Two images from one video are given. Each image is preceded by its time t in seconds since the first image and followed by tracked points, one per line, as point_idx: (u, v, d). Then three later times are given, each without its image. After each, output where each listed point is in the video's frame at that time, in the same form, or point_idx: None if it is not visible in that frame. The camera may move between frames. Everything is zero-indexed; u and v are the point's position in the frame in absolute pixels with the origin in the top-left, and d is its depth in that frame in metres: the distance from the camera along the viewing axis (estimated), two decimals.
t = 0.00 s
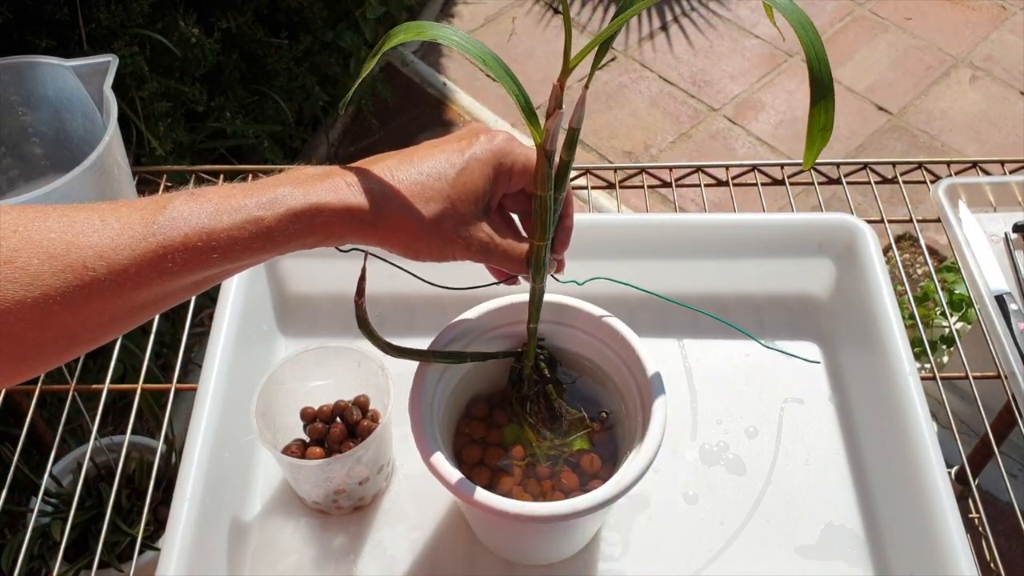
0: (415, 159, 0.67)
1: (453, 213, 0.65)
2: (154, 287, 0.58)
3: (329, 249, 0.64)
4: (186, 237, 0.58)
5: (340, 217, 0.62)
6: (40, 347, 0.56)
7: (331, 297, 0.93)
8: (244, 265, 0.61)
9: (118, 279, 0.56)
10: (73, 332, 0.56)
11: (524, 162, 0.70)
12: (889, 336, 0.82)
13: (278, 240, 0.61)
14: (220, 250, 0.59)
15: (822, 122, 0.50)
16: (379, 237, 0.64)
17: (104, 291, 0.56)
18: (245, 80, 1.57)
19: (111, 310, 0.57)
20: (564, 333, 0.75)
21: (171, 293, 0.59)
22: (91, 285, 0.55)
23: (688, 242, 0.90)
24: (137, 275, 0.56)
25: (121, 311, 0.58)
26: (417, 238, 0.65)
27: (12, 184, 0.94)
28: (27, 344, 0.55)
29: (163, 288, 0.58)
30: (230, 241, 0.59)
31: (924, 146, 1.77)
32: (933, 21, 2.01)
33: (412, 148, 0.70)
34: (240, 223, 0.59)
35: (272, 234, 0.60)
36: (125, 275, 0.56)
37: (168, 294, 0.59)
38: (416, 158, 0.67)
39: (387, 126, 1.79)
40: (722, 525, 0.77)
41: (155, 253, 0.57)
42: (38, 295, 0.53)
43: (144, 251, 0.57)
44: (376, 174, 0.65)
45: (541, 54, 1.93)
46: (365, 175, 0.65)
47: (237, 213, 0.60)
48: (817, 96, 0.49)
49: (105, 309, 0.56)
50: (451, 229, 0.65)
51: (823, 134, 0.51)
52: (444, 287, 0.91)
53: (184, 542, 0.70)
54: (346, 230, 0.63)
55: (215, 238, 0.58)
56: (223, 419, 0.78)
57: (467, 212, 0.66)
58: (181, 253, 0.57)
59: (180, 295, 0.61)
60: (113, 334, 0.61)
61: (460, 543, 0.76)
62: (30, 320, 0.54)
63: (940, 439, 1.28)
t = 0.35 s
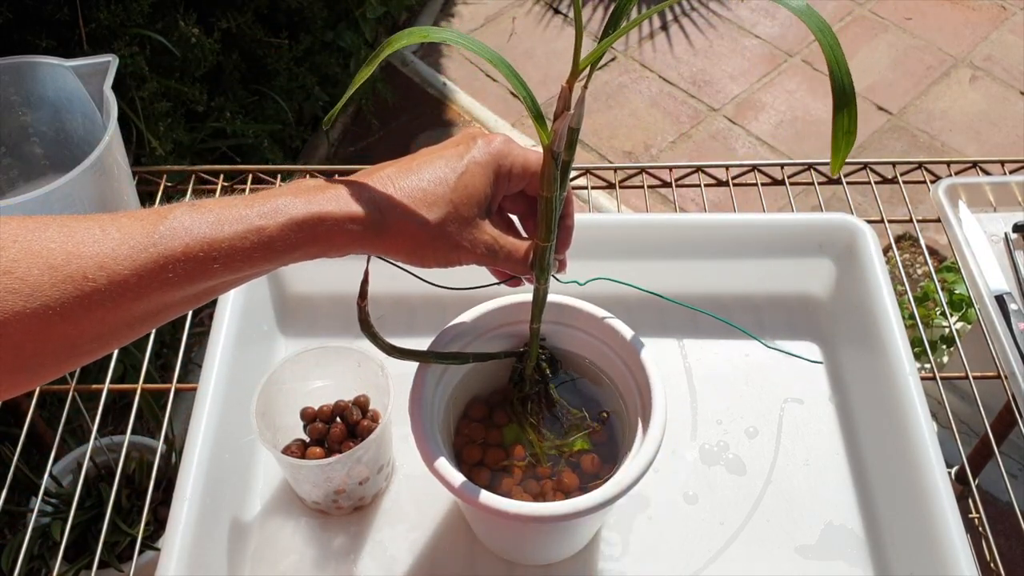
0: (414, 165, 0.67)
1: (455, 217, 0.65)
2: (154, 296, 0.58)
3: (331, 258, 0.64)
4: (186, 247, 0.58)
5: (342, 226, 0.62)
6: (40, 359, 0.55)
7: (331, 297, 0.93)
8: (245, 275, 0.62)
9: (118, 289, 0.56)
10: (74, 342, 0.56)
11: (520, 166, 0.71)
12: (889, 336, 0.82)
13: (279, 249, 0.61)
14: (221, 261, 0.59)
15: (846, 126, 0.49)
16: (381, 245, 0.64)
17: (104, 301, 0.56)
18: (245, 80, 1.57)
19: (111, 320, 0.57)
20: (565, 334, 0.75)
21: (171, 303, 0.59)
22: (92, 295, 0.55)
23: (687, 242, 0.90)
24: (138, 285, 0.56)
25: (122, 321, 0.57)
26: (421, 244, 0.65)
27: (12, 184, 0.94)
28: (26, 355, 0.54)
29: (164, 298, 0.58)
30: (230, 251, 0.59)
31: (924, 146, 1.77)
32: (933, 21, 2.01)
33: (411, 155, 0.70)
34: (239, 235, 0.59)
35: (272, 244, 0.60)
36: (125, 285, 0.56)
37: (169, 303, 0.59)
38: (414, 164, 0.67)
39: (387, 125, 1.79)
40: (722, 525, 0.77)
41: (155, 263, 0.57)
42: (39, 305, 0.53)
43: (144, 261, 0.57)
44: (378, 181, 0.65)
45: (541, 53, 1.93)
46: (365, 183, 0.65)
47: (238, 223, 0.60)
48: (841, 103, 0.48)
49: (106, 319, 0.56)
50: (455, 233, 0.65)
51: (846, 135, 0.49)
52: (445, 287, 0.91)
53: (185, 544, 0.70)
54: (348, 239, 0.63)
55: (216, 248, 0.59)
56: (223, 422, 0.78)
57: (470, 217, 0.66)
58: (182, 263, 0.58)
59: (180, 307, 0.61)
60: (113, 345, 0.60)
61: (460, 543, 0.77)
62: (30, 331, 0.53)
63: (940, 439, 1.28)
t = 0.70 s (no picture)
0: (412, 167, 0.67)
1: (455, 217, 0.65)
2: (153, 299, 0.58)
3: (331, 261, 0.64)
4: (187, 249, 0.58)
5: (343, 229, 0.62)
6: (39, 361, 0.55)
7: (332, 297, 0.93)
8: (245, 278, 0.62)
9: (117, 292, 0.56)
10: (72, 345, 0.56)
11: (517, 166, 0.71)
12: (889, 336, 0.82)
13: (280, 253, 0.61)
14: (221, 263, 0.59)
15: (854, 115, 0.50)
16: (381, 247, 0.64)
17: (104, 304, 0.56)
18: (245, 80, 1.57)
19: (110, 323, 0.57)
20: (565, 334, 0.75)
21: (170, 306, 0.59)
22: (91, 298, 0.55)
23: (687, 242, 0.90)
24: (138, 288, 0.56)
25: (122, 324, 0.57)
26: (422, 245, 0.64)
27: (12, 184, 0.94)
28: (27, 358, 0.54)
29: (164, 300, 0.58)
30: (230, 255, 0.59)
31: (924, 145, 1.77)
32: (933, 21, 2.01)
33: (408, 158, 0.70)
34: (239, 237, 0.59)
35: (273, 247, 0.60)
36: (125, 287, 0.56)
37: (169, 305, 0.59)
38: (412, 166, 0.67)
39: (387, 125, 1.79)
40: (723, 525, 0.77)
41: (155, 265, 0.57)
42: (38, 309, 0.53)
43: (145, 263, 0.57)
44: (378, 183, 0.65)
45: (541, 53, 1.93)
46: (366, 185, 0.65)
47: (238, 226, 0.60)
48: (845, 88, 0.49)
49: (105, 322, 0.56)
50: (455, 233, 0.65)
51: (855, 124, 0.50)
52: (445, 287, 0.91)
53: (184, 545, 0.70)
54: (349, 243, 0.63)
55: (217, 250, 0.59)
56: (223, 423, 0.78)
57: (470, 217, 0.65)
58: (182, 266, 0.58)
59: (180, 309, 0.61)
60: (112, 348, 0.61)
61: (460, 543, 0.77)
62: (29, 334, 0.54)
63: (940, 439, 1.28)
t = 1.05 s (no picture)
0: (410, 174, 0.67)
1: (454, 226, 0.65)
2: (154, 307, 0.58)
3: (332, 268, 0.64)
4: (188, 257, 0.58)
5: (344, 239, 0.62)
6: (38, 371, 0.55)
7: (332, 297, 0.93)
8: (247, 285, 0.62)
9: (118, 300, 0.56)
10: (72, 353, 0.56)
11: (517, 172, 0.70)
12: (889, 336, 0.82)
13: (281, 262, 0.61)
14: (222, 272, 0.59)
15: (847, 98, 0.49)
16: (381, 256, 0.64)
17: (104, 313, 0.56)
18: (245, 80, 1.57)
19: (110, 332, 0.57)
20: (566, 334, 0.75)
21: (170, 314, 0.59)
22: (91, 306, 0.55)
23: (688, 242, 0.90)
24: (139, 297, 0.56)
25: (121, 332, 0.57)
26: (421, 253, 0.65)
27: (12, 184, 0.94)
28: (26, 368, 0.54)
29: (164, 309, 0.58)
30: (231, 264, 0.59)
31: (924, 146, 1.77)
32: (933, 21, 2.01)
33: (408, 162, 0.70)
34: (240, 246, 0.59)
35: (273, 255, 0.60)
36: (125, 297, 0.56)
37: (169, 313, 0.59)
38: (410, 173, 0.67)
39: (387, 125, 1.79)
40: (723, 525, 0.77)
41: (155, 273, 0.57)
42: (37, 319, 0.53)
43: (146, 272, 0.57)
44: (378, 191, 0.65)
45: (541, 53, 1.93)
46: (366, 191, 0.65)
47: (239, 235, 0.60)
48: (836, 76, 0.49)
49: (105, 331, 0.56)
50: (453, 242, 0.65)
51: (848, 107, 0.49)
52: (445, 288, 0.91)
53: (184, 546, 0.70)
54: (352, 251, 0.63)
55: (217, 260, 0.59)
56: (223, 425, 0.78)
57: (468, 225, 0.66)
58: (183, 275, 0.58)
59: (179, 315, 0.61)
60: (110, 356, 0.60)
61: (459, 543, 0.77)
62: (29, 344, 0.53)
63: (940, 439, 1.28)
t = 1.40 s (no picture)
0: (410, 176, 0.67)
1: (454, 228, 0.65)
2: (153, 310, 0.58)
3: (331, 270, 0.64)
4: (186, 260, 0.58)
5: (343, 241, 0.62)
6: (37, 375, 0.55)
7: (332, 296, 0.93)
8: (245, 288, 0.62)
9: (117, 304, 0.56)
10: (71, 357, 0.56)
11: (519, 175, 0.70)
12: (889, 336, 0.82)
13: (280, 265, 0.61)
14: (221, 274, 0.59)
15: (842, 106, 0.50)
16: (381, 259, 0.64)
17: (102, 317, 0.56)
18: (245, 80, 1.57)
19: (108, 335, 0.57)
20: (566, 334, 0.75)
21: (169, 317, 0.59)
22: (90, 310, 0.55)
23: (689, 243, 0.90)
24: (138, 301, 0.57)
25: (120, 335, 0.57)
26: (421, 255, 0.65)
27: (12, 184, 0.94)
28: (25, 373, 0.54)
29: (163, 313, 0.58)
30: (230, 267, 0.59)
31: (924, 146, 1.77)
32: (933, 21, 2.01)
33: (410, 164, 0.70)
34: (239, 250, 0.60)
35: (272, 259, 0.61)
36: (124, 301, 0.56)
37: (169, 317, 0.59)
38: (411, 175, 0.67)
39: (387, 125, 1.79)
40: (722, 525, 0.77)
41: (154, 277, 0.57)
42: (35, 323, 0.53)
43: (145, 276, 0.57)
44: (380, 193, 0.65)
45: (541, 53, 1.93)
46: (366, 194, 0.65)
47: (238, 238, 0.60)
48: (834, 82, 0.49)
49: (105, 335, 0.56)
50: (453, 244, 0.65)
51: (840, 116, 0.50)
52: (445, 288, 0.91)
53: (184, 547, 0.70)
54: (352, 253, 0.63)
55: (216, 263, 0.59)
56: (223, 425, 0.78)
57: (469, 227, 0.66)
58: (182, 278, 0.58)
59: (177, 318, 0.61)
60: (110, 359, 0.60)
61: (460, 543, 0.77)
62: (28, 348, 0.53)
63: (940, 439, 1.28)
